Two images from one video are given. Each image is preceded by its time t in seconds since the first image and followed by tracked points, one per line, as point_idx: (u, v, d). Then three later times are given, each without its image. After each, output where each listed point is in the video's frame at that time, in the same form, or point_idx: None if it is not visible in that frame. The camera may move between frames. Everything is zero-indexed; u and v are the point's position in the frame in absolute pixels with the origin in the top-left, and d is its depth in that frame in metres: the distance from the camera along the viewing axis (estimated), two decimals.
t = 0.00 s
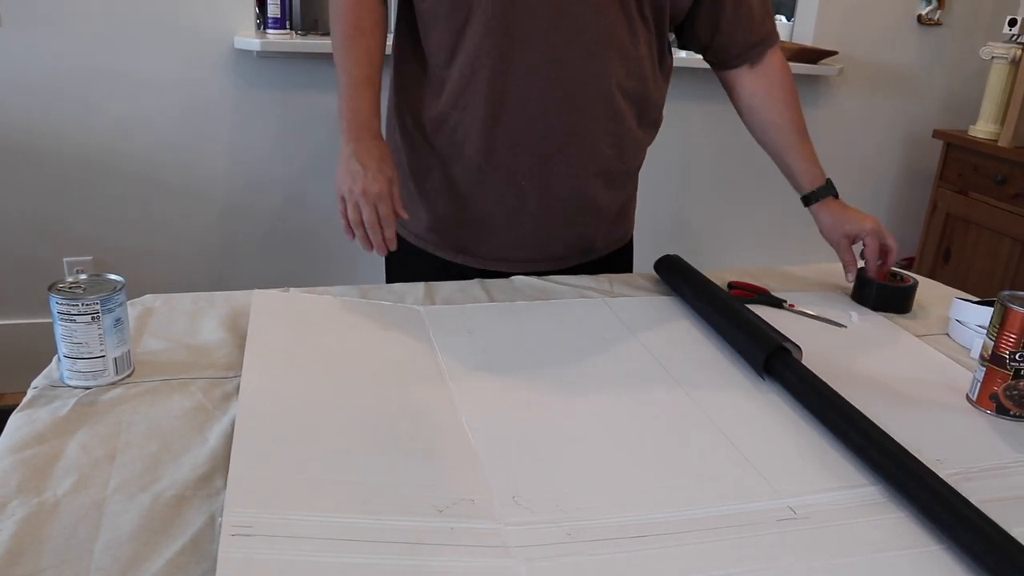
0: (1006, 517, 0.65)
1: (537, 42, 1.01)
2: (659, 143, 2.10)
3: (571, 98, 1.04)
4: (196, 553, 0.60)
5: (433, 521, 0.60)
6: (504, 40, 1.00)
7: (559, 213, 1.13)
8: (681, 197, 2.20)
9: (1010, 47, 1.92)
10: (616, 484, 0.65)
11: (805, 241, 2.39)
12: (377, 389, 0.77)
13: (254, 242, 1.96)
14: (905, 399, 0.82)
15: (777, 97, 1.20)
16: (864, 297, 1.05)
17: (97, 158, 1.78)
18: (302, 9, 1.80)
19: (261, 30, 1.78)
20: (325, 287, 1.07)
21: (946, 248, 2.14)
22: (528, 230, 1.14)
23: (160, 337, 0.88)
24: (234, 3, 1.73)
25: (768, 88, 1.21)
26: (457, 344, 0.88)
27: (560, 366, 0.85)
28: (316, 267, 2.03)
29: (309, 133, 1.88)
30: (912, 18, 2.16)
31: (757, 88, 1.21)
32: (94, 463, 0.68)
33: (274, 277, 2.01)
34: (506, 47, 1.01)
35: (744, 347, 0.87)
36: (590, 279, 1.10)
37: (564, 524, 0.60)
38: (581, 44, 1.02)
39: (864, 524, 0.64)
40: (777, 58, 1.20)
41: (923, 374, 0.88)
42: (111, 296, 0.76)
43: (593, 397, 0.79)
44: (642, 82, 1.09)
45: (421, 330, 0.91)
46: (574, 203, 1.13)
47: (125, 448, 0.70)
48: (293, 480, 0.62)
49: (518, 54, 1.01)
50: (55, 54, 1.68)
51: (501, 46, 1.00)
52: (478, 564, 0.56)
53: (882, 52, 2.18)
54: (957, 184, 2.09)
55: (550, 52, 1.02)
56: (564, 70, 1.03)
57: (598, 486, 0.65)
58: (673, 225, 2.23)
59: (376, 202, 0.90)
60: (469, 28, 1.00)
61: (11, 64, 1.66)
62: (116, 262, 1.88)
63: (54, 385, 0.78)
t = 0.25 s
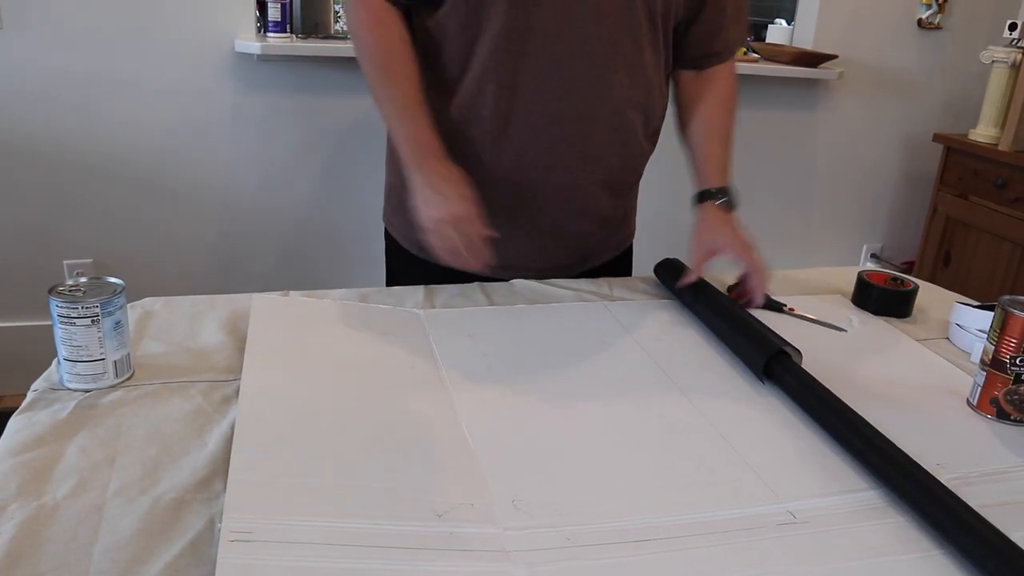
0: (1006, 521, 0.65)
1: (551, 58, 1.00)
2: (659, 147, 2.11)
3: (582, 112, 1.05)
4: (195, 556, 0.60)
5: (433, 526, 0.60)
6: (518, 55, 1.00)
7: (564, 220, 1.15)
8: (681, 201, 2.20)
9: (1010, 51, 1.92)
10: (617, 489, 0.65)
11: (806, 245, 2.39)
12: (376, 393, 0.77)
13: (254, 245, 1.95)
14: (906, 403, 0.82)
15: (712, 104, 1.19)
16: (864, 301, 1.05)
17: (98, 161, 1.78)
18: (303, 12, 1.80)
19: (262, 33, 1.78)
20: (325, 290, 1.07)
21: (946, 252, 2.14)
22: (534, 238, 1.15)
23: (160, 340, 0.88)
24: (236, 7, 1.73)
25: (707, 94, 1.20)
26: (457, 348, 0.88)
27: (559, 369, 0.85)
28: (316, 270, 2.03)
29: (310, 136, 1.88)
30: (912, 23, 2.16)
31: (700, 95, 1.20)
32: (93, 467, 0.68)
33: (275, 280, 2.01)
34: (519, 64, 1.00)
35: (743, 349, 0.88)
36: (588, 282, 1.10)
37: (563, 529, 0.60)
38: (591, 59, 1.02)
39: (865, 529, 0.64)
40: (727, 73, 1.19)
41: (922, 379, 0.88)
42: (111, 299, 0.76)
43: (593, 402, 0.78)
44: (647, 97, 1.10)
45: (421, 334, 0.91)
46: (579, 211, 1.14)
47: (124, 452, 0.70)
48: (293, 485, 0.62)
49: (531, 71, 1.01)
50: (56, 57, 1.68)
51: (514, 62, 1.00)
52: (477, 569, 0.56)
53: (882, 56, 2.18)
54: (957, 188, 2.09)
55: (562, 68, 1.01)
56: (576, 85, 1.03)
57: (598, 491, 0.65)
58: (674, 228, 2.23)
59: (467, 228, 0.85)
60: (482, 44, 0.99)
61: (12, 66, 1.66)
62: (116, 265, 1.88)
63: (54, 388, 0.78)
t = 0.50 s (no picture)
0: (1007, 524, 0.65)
1: (558, 66, 1.02)
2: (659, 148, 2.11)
3: (587, 116, 1.07)
4: (196, 558, 0.60)
5: (434, 528, 0.60)
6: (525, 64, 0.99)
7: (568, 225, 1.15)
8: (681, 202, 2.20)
9: (1010, 54, 1.93)
10: (618, 492, 0.65)
11: (806, 246, 2.39)
12: (378, 394, 0.77)
13: (254, 245, 1.95)
14: (906, 406, 0.82)
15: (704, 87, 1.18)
16: (863, 303, 1.05)
17: (97, 162, 1.78)
18: (303, 14, 1.80)
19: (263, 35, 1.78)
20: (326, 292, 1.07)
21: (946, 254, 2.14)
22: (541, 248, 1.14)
23: (160, 341, 0.88)
24: (237, 8, 1.74)
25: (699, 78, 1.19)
26: (458, 350, 0.88)
27: (561, 371, 0.85)
28: (316, 271, 2.03)
29: (310, 138, 1.88)
30: (912, 25, 2.17)
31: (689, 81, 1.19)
32: (93, 468, 0.68)
33: (275, 281, 2.01)
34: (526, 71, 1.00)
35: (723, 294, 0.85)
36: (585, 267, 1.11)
37: (564, 531, 0.60)
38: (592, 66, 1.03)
39: (869, 531, 0.64)
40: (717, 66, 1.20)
41: (922, 382, 0.88)
42: (112, 300, 0.76)
43: (594, 405, 0.78)
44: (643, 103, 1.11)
45: (422, 336, 0.91)
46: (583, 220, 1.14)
47: (124, 454, 0.70)
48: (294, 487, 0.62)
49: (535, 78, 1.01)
50: (56, 58, 1.68)
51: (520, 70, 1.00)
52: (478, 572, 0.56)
53: (882, 58, 2.18)
54: (957, 190, 2.09)
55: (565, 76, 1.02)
56: (580, 90, 1.05)
57: (599, 493, 0.65)
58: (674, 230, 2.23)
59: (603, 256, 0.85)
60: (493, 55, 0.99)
61: (12, 67, 1.66)
62: (116, 265, 1.88)
63: (54, 389, 0.78)
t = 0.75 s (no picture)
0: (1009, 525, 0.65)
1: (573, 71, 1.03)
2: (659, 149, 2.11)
3: (598, 121, 1.08)
4: (197, 557, 0.59)
5: (435, 528, 0.60)
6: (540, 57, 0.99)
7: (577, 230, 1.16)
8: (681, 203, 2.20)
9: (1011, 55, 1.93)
10: (619, 492, 0.65)
11: (806, 247, 2.39)
12: (379, 393, 0.77)
13: (254, 245, 1.95)
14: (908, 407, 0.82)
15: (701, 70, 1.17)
16: (865, 302, 1.05)
17: (98, 161, 1.78)
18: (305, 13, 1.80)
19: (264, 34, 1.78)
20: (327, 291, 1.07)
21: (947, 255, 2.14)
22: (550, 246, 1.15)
23: (161, 340, 0.88)
24: (238, 7, 1.74)
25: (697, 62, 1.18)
26: (460, 350, 0.88)
27: (562, 370, 0.85)
28: (317, 270, 2.03)
29: (311, 137, 1.88)
30: (913, 26, 2.17)
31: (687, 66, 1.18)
32: (94, 467, 0.68)
33: (275, 280, 2.01)
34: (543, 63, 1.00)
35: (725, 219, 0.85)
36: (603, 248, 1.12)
37: (566, 531, 0.60)
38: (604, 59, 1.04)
39: (871, 531, 0.63)
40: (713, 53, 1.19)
41: (924, 382, 0.88)
42: (113, 299, 0.76)
43: (596, 404, 0.78)
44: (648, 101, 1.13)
45: (423, 336, 0.91)
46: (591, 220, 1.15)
47: (125, 453, 0.70)
48: (295, 487, 0.62)
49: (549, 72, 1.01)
50: (57, 56, 1.68)
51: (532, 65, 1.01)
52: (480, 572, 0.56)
53: (883, 59, 2.18)
54: (957, 191, 2.09)
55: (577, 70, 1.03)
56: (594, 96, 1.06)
57: (600, 494, 0.65)
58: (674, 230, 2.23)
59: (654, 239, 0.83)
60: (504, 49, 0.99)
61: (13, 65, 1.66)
62: (117, 264, 1.88)
63: (55, 388, 0.78)
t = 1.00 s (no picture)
0: (1009, 524, 0.65)
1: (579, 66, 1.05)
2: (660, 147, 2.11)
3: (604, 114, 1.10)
4: (199, 555, 0.59)
5: (438, 526, 0.60)
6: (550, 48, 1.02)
7: (582, 225, 1.16)
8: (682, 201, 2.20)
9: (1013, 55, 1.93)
10: (620, 491, 0.65)
11: (807, 246, 2.39)
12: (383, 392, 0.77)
13: (255, 242, 1.95)
14: (912, 406, 0.83)
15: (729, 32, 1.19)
16: (866, 302, 1.05)
17: (99, 157, 1.78)
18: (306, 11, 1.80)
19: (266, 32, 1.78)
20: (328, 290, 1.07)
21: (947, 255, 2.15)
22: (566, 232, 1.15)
23: (163, 338, 0.88)
24: (240, 5, 1.74)
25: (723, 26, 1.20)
26: (462, 348, 0.88)
27: (564, 369, 0.85)
28: (318, 268, 2.03)
29: (312, 135, 1.88)
30: (915, 25, 2.17)
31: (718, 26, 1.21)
32: (97, 465, 0.68)
33: (275, 278, 2.01)
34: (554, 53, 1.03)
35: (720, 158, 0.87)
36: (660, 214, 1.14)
37: (568, 530, 0.60)
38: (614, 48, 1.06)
39: (871, 532, 0.63)
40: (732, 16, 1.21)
41: (924, 381, 0.88)
42: (116, 296, 0.76)
43: (598, 403, 0.79)
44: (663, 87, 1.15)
45: (424, 334, 0.91)
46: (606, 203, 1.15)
47: (128, 450, 0.70)
48: (298, 484, 0.62)
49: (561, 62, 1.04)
50: (59, 53, 1.68)
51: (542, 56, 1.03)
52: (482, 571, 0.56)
53: (885, 58, 2.18)
54: (958, 191, 2.09)
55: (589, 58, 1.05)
56: (602, 89, 1.08)
57: (601, 493, 0.65)
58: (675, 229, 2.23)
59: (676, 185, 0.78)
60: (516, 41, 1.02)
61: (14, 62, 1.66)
62: (118, 262, 1.88)
63: (57, 385, 0.78)
